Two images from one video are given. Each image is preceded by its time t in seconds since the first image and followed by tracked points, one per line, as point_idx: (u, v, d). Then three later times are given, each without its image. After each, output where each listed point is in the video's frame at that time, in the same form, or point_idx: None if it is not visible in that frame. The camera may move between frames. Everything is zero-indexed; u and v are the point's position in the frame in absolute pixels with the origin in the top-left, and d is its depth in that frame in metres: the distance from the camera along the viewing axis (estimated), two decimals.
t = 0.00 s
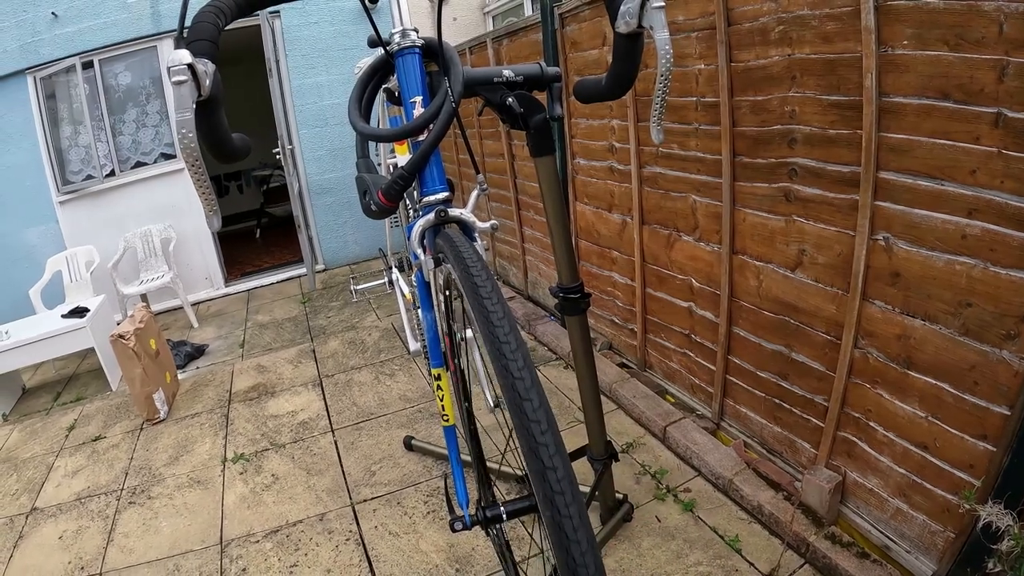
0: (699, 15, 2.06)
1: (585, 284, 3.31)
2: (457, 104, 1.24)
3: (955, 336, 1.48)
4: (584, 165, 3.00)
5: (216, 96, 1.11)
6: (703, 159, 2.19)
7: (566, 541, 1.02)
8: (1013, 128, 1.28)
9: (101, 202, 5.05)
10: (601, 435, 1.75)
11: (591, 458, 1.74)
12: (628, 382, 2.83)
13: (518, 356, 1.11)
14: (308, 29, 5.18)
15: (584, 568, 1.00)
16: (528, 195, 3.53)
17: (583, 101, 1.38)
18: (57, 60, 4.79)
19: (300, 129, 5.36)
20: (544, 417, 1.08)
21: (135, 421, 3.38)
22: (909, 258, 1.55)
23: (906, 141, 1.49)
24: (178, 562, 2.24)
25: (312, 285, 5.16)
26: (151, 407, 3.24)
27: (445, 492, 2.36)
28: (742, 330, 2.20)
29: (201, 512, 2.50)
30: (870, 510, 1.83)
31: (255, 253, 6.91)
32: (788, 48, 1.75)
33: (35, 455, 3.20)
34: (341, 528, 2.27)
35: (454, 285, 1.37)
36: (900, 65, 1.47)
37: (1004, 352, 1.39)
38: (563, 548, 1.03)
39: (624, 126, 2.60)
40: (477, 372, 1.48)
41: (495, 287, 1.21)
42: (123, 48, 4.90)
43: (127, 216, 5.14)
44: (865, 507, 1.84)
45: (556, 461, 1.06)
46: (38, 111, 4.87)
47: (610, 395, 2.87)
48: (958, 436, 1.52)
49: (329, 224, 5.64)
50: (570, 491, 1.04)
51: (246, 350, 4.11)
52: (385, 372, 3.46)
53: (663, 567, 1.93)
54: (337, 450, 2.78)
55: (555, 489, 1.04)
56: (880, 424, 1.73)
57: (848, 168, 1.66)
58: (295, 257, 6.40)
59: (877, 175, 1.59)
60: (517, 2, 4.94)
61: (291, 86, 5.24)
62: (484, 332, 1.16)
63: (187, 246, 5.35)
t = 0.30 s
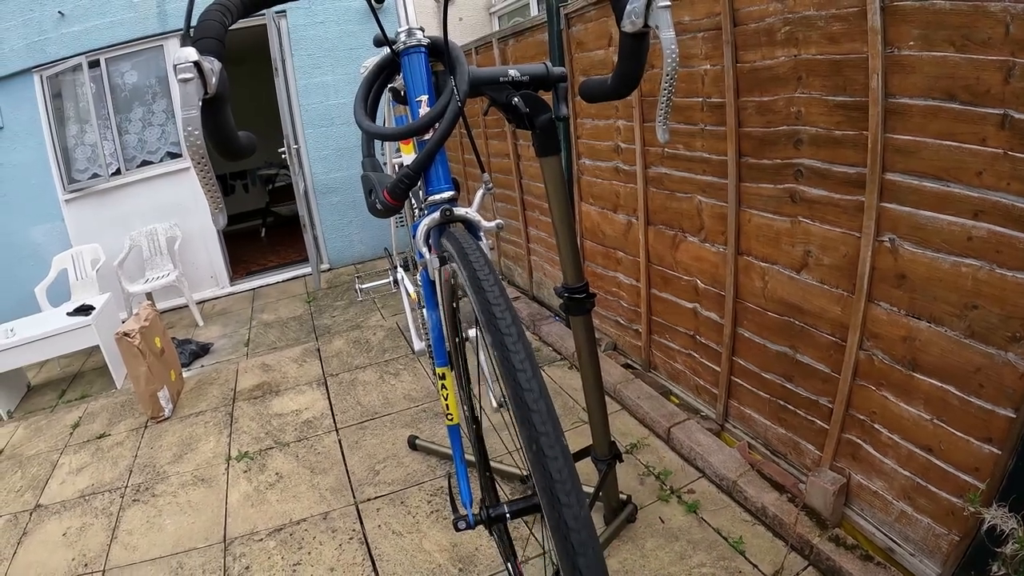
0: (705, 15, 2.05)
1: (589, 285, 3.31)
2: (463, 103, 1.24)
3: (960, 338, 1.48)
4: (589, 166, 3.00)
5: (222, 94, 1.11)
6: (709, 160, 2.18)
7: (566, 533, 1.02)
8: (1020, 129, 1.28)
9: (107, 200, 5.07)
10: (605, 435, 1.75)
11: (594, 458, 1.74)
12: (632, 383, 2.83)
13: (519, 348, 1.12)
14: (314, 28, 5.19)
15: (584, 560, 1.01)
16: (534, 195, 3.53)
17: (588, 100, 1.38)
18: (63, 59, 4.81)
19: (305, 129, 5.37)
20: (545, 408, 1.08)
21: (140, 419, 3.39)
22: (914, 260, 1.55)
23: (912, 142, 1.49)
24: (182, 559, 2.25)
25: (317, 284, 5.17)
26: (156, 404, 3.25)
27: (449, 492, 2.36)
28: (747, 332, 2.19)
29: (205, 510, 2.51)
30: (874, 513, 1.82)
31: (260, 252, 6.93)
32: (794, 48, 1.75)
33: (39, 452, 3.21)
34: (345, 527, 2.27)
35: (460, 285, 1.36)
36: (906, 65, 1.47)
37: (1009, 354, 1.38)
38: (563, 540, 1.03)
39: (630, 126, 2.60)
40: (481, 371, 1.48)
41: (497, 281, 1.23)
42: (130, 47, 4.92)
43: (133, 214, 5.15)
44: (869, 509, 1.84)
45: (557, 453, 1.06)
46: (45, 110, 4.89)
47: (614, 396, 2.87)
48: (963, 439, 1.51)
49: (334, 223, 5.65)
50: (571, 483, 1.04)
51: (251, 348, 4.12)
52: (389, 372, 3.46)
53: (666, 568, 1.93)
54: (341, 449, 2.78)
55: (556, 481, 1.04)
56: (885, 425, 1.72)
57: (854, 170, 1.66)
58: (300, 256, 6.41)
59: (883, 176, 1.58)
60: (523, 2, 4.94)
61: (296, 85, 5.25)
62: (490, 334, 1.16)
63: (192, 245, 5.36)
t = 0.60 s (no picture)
0: (710, 16, 2.05)
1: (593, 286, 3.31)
2: (467, 103, 1.24)
3: (964, 341, 1.48)
4: (593, 167, 3.00)
5: (227, 94, 1.11)
6: (713, 161, 2.18)
7: (570, 537, 1.02)
8: None
9: (112, 199, 5.08)
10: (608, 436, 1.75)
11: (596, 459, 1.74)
12: (636, 384, 2.83)
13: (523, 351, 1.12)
14: (318, 28, 5.20)
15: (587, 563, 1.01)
16: (538, 196, 3.53)
17: (593, 101, 1.37)
18: (69, 58, 4.83)
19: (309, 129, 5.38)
20: (549, 411, 1.08)
21: (142, 418, 3.39)
22: (919, 262, 1.55)
23: (917, 145, 1.49)
24: (184, 558, 2.25)
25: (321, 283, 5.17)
26: (159, 403, 3.26)
27: (451, 492, 2.36)
28: (751, 334, 2.19)
29: (207, 509, 2.51)
30: (877, 516, 1.82)
31: (264, 251, 6.94)
32: (799, 50, 1.74)
33: (42, 450, 3.22)
34: (347, 527, 2.27)
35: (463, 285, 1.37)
36: (910, 67, 1.46)
37: (1013, 357, 1.38)
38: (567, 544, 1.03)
39: (634, 127, 2.59)
40: (484, 371, 1.48)
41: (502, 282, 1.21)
42: (135, 46, 4.93)
43: (137, 213, 5.17)
44: (872, 512, 1.84)
45: (560, 456, 1.06)
46: (49, 108, 4.91)
47: (617, 397, 2.86)
48: (967, 442, 1.51)
49: (338, 222, 5.65)
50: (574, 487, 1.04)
51: (254, 348, 4.13)
52: (392, 371, 3.46)
53: (668, 569, 1.93)
54: (343, 448, 2.79)
55: (558, 484, 1.04)
56: (888, 428, 1.72)
57: (859, 172, 1.65)
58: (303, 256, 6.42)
59: (887, 178, 1.58)
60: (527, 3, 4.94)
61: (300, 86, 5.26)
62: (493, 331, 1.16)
63: (196, 244, 5.37)
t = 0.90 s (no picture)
0: (716, 16, 2.05)
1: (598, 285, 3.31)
2: (475, 101, 1.24)
3: (969, 342, 1.47)
4: (598, 166, 3.00)
5: (236, 89, 1.11)
6: (719, 161, 2.18)
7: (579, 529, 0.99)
8: None
9: (116, 195, 5.09)
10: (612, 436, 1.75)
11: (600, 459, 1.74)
12: (639, 384, 2.83)
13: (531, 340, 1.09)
14: (324, 27, 5.20)
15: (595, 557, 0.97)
16: (543, 195, 3.53)
17: (600, 100, 1.36)
18: (74, 55, 4.83)
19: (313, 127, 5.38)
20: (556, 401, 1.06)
21: (146, 414, 3.40)
22: (924, 264, 1.54)
23: (923, 146, 1.48)
24: (186, 554, 2.26)
25: (324, 281, 5.18)
26: (162, 399, 3.27)
27: (454, 491, 2.36)
28: (755, 334, 2.19)
29: (210, 505, 2.52)
30: (880, 517, 1.82)
31: (267, 249, 6.94)
32: (805, 51, 1.74)
33: (45, 445, 3.23)
34: (350, 525, 2.27)
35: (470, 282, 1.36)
36: (916, 69, 1.46)
37: (1018, 359, 1.38)
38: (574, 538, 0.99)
39: (639, 127, 2.59)
40: (489, 369, 1.48)
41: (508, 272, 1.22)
42: (140, 44, 4.93)
43: (142, 210, 5.18)
44: (875, 514, 1.83)
45: (568, 447, 1.03)
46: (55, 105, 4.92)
47: (620, 397, 2.86)
48: (970, 444, 1.50)
49: (342, 221, 5.65)
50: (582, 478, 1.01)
51: (258, 345, 4.13)
52: (396, 370, 3.46)
53: (670, 569, 1.92)
54: (347, 446, 2.79)
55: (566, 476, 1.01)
56: (892, 429, 1.72)
57: (864, 172, 1.65)
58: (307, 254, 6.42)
59: (893, 179, 1.57)
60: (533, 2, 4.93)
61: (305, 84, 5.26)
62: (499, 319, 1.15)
63: (200, 241, 5.38)
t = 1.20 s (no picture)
0: (720, 18, 2.05)
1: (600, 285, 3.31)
2: (481, 102, 1.24)
3: (970, 345, 1.48)
4: (601, 166, 3.00)
5: (245, 89, 1.12)
6: (722, 162, 2.18)
7: (576, 509, 0.92)
8: None
9: (120, 192, 5.10)
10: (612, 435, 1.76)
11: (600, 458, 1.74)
12: (641, 384, 2.83)
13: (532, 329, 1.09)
14: (327, 26, 5.21)
15: (593, 536, 0.89)
16: (546, 195, 3.54)
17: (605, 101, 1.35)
18: (78, 52, 4.84)
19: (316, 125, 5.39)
20: (556, 386, 1.04)
21: (148, 411, 3.41)
22: (926, 266, 1.54)
23: (926, 148, 1.48)
24: (189, 551, 2.27)
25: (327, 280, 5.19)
26: (165, 397, 3.28)
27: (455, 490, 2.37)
28: (757, 335, 2.19)
29: (212, 502, 2.53)
30: (881, 518, 1.82)
31: (270, 247, 6.95)
32: (808, 52, 1.74)
33: (48, 442, 3.24)
34: (352, 523, 2.28)
35: (476, 283, 1.37)
36: (920, 71, 1.46)
37: (1019, 361, 1.38)
38: (573, 519, 0.92)
39: (643, 128, 2.60)
40: (494, 368, 1.49)
41: (515, 277, 1.22)
42: (143, 42, 4.94)
43: (146, 208, 5.19)
44: (876, 515, 1.84)
45: (567, 428, 0.99)
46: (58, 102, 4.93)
47: (622, 396, 2.87)
48: (971, 446, 1.51)
49: (344, 219, 5.66)
50: (580, 458, 0.96)
51: (260, 343, 4.14)
52: (398, 369, 3.47)
53: (671, 569, 1.93)
54: (349, 444, 2.80)
55: (565, 454, 0.96)
56: (893, 431, 1.72)
57: (867, 174, 1.65)
58: (309, 253, 6.43)
59: (895, 181, 1.58)
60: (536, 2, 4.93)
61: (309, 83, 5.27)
62: (502, 313, 1.16)
63: (203, 239, 5.39)
